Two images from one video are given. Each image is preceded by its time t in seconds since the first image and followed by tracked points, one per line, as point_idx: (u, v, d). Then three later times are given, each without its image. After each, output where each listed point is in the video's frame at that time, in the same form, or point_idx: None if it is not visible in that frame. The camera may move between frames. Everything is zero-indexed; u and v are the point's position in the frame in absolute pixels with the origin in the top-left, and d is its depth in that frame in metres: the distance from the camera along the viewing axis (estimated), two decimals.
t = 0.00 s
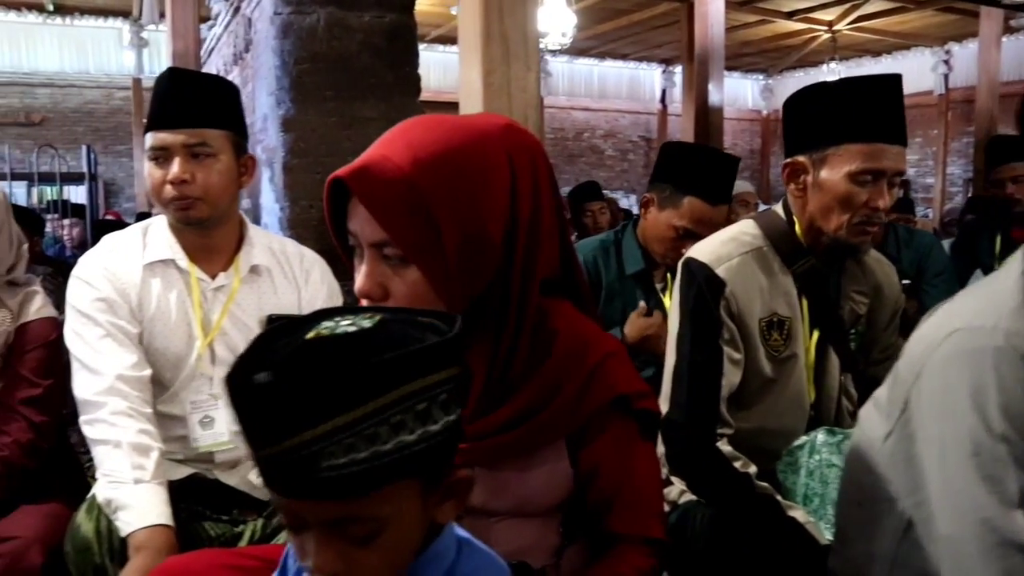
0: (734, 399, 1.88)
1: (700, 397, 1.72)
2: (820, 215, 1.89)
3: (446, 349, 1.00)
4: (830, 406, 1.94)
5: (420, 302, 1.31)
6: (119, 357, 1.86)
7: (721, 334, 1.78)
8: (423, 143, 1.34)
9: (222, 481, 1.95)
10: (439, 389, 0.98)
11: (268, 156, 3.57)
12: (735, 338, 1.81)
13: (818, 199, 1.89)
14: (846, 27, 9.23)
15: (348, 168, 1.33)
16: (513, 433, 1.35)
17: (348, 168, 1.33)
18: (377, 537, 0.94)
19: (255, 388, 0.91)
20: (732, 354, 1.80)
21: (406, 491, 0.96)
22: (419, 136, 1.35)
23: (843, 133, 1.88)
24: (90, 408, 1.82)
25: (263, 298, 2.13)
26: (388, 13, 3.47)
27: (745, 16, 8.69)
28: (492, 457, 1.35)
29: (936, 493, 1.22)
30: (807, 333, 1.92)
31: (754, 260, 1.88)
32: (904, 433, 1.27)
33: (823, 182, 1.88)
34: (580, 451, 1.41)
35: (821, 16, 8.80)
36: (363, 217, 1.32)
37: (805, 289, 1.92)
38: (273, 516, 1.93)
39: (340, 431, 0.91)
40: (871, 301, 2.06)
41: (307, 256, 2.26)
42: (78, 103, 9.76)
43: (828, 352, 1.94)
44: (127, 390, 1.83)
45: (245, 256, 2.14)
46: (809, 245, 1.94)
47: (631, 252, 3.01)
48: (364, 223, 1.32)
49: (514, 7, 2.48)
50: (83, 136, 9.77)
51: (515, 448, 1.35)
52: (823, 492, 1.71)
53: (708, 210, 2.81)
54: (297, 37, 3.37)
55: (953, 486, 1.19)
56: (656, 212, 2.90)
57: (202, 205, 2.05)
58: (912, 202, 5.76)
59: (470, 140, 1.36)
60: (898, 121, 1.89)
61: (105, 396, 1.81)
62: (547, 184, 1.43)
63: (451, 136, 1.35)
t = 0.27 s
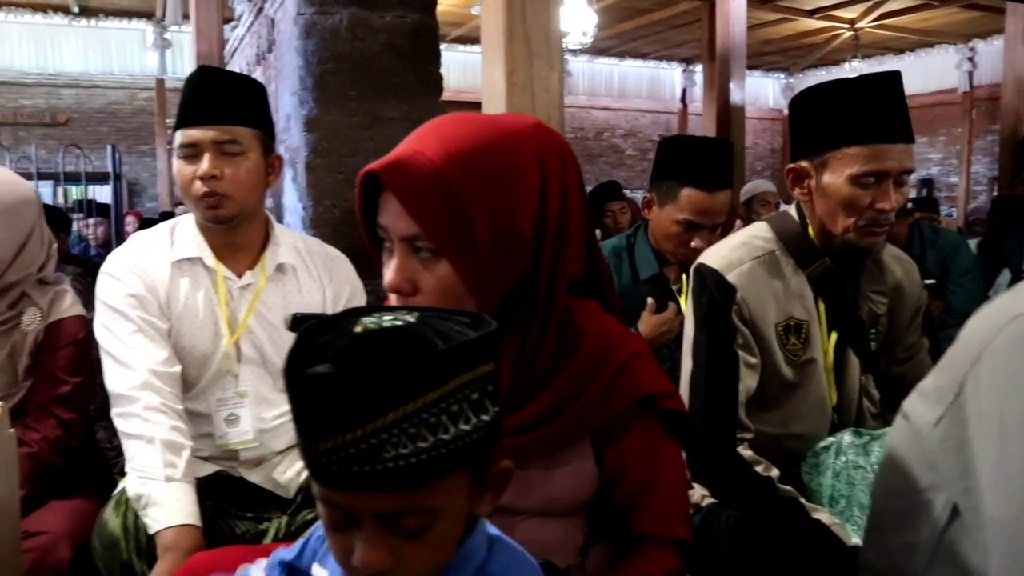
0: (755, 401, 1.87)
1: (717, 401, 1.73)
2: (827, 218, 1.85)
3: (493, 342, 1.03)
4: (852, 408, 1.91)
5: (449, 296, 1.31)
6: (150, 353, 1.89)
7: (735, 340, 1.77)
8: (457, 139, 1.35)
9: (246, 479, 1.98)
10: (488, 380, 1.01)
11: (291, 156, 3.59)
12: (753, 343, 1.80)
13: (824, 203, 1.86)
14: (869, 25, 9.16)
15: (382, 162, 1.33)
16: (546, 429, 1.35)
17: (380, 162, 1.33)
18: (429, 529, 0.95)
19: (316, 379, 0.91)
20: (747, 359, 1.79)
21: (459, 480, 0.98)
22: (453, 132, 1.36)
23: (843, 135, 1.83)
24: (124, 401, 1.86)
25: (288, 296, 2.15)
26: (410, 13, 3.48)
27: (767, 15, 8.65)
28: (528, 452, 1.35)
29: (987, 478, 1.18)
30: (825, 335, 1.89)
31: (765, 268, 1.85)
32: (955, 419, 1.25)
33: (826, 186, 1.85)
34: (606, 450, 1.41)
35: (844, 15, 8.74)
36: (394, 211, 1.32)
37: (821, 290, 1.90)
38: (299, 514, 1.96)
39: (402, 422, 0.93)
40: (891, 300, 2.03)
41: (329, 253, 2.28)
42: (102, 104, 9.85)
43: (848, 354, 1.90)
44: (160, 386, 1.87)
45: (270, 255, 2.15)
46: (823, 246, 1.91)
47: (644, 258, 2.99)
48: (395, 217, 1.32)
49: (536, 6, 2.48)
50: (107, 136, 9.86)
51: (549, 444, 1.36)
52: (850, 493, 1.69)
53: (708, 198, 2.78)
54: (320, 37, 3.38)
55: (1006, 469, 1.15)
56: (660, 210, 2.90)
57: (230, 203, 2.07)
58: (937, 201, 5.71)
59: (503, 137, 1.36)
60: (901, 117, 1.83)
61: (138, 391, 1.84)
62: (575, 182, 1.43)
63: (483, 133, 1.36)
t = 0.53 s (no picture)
0: (779, 403, 1.86)
1: (742, 403, 1.74)
2: (854, 218, 1.83)
3: (527, 354, 1.01)
4: (877, 411, 1.89)
5: (490, 296, 1.31)
6: (175, 348, 1.91)
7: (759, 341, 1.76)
8: (500, 137, 1.35)
9: (268, 478, 1.99)
10: (518, 393, 1.00)
11: (311, 158, 3.60)
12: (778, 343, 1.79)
13: (851, 203, 1.83)
14: (890, 26, 9.08)
15: (426, 159, 1.34)
16: (577, 431, 1.35)
17: (423, 159, 1.34)
18: (450, 535, 0.96)
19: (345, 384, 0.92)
20: (771, 359, 1.78)
21: (481, 489, 0.98)
22: (496, 131, 1.36)
23: (873, 134, 1.81)
24: (150, 394, 1.88)
25: (311, 293, 2.16)
26: (430, 15, 3.49)
27: (787, 16, 8.60)
28: (557, 456, 1.35)
29: None
30: (850, 336, 1.86)
31: (790, 267, 1.84)
32: (989, 421, 1.24)
33: (854, 185, 1.82)
34: (636, 455, 1.41)
35: (865, 15, 8.67)
36: (436, 209, 1.33)
37: (846, 291, 1.87)
38: (320, 514, 1.98)
39: (426, 432, 0.92)
40: (917, 303, 2.01)
41: (352, 252, 2.29)
42: (124, 107, 9.93)
43: (873, 356, 1.88)
44: (186, 380, 1.89)
45: (293, 253, 2.17)
46: (849, 247, 1.88)
47: (657, 263, 2.89)
48: (437, 215, 1.33)
49: (558, 7, 2.47)
50: (128, 139, 9.94)
51: (577, 447, 1.35)
52: (875, 496, 1.68)
53: (700, 188, 2.76)
54: (341, 40, 3.39)
55: None
56: (658, 212, 2.88)
57: (259, 201, 2.08)
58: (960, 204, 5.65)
59: (544, 138, 1.37)
60: (931, 117, 1.81)
61: (164, 385, 1.86)
62: (612, 184, 1.43)
63: (525, 132, 1.36)
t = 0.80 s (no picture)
0: (805, 399, 1.85)
1: (766, 402, 1.74)
2: (891, 215, 1.80)
3: (531, 368, 0.93)
4: (901, 410, 1.88)
5: (511, 295, 1.32)
6: (193, 345, 1.92)
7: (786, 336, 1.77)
8: (518, 137, 1.36)
9: (287, 476, 1.99)
10: (512, 407, 0.92)
11: (327, 158, 3.61)
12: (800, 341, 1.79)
13: (890, 198, 1.80)
14: (907, 26, 9.03)
15: (446, 158, 1.35)
16: (602, 430, 1.35)
17: (443, 160, 1.35)
18: (433, 533, 0.92)
19: (331, 370, 0.91)
20: (798, 355, 1.78)
21: (459, 502, 0.91)
22: (516, 132, 1.37)
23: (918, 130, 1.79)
24: (168, 392, 1.89)
25: (329, 288, 2.16)
26: (446, 16, 3.49)
27: (803, 17, 8.56)
28: (575, 456, 1.35)
29: None
30: (876, 335, 1.85)
31: (823, 262, 1.83)
32: (997, 435, 1.25)
33: (895, 181, 1.80)
34: (656, 453, 1.40)
35: (882, 16, 8.63)
36: (457, 210, 1.34)
37: (875, 290, 1.86)
38: (338, 512, 1.96)
39: (396, 430, 0.89)
40: (943, 305, 1.99)
41: (369, 248, 2.29)
42: (141, 109, 10.00)
43: (898, 356, 1.87)
44: (204, 378, 1.90)
45: (311, 248, 2.17)
46: (880, 247, 1.86)
47: (669, 262, 2.84)
48: (457, 216, 1.33)
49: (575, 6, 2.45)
50: (145, 140, 10.00)
51: (595, 448, 1.35)
52: (895, 496, 1.67)
53: (699, 181, 2.74)
54: (357, 40, 3.39)
55: None
56: (659, 212, 2.86)
57: (278, 199, 2.08)
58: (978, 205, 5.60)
59: (563, 138, 1.37)
60: (974, 118, 1.80)
61: (182, 384, 1.87)
62: (633, 184, 1.43)
63: (543, 132, 1.37)
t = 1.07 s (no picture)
0: (826, 394, 1.84)
1: (790, 399, 1.72)
2: (926, 210, 1.79)
3: (561, 364, 0.94)
4: (924, 409, 1.87)
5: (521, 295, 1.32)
6: (211, 343, 1.93)
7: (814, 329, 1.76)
8: (508, 140, 1.34)
9: (305, 474, 2.00)
10: (538, 400, 0.94)
11: (344, 156, 3.62)
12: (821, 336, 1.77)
13: (927, 193, 1.78)
14: (925, 23, 8.97)
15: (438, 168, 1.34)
16: (614, 425, 1.35)
17: (436, 171, 1.34)
18: (455, 520, 0.95)
19: (358, 355, 0.95)
20: (825, 350, 1.77)
21: (482, 490, 0.94)
22: (506, 134, 1.35)
23: (960, 124, 1.76)
24: (186, 391, 1.90)
25: (347, 285, 2.17)
26: (463, 14, 3.48)
27: (819, 14, 8.52)
28: (592, 449, 1.35)
29: None
30: (901, 333, 1.85)
31: (852, 256, 1.82)
32: (993, 458, 1.21)
33: (933, 176, 1.77)
34: (670, 449, 1.39)
35: (899, 13, 8.58)
36: (457, 218, 1.33)
37: (901, 287, 1.85)
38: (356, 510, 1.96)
39: (422, 414, 0.92)
40: (968, 305, 1.98)
41: (389, 247, 2.29)
42: (158, 108, 10.06)
43: (922, 354, 1.86)
44: (221, 376, 1.91)
45: (329, 246, 2.17)
46: (908, 243, 1.85)
47: (686, 259, 2.80)
48: (457, 225, 1.33)
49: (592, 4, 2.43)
50: (162, 139, 10.06)
51: (606, 445, 1.35)
52: (915, 496, 1.67)
53: (717, 172, 2.79)
54: (373, 39, 3.39)
55: None
56: (677, 207, 2.89)
57: (299, 195, 2.09)
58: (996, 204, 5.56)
59: (556, 134, 1.35)
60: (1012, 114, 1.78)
61: (199, 382, 1.89)
62: (626, 172, 1.41)
63: (536, 129, 1.35)
